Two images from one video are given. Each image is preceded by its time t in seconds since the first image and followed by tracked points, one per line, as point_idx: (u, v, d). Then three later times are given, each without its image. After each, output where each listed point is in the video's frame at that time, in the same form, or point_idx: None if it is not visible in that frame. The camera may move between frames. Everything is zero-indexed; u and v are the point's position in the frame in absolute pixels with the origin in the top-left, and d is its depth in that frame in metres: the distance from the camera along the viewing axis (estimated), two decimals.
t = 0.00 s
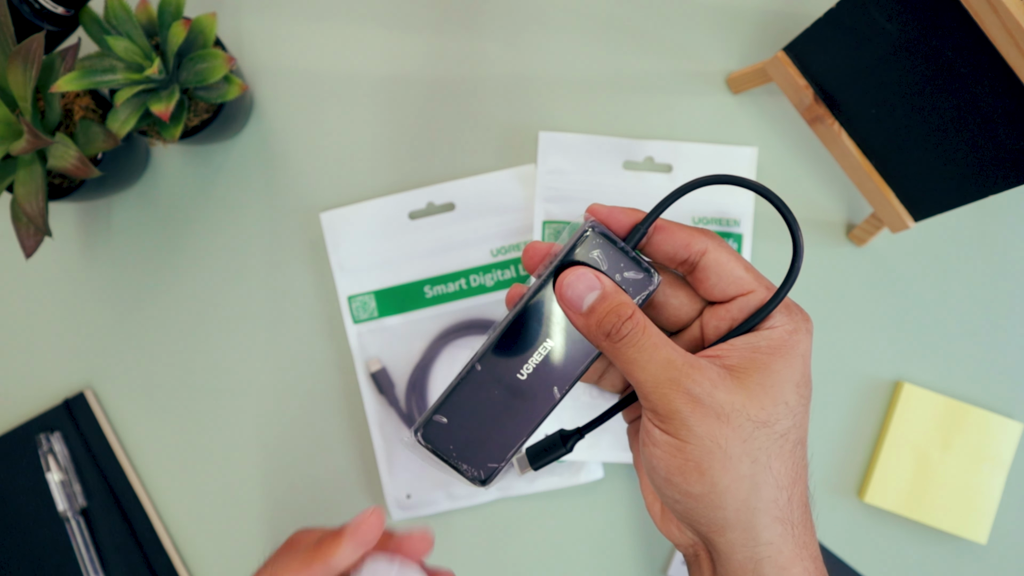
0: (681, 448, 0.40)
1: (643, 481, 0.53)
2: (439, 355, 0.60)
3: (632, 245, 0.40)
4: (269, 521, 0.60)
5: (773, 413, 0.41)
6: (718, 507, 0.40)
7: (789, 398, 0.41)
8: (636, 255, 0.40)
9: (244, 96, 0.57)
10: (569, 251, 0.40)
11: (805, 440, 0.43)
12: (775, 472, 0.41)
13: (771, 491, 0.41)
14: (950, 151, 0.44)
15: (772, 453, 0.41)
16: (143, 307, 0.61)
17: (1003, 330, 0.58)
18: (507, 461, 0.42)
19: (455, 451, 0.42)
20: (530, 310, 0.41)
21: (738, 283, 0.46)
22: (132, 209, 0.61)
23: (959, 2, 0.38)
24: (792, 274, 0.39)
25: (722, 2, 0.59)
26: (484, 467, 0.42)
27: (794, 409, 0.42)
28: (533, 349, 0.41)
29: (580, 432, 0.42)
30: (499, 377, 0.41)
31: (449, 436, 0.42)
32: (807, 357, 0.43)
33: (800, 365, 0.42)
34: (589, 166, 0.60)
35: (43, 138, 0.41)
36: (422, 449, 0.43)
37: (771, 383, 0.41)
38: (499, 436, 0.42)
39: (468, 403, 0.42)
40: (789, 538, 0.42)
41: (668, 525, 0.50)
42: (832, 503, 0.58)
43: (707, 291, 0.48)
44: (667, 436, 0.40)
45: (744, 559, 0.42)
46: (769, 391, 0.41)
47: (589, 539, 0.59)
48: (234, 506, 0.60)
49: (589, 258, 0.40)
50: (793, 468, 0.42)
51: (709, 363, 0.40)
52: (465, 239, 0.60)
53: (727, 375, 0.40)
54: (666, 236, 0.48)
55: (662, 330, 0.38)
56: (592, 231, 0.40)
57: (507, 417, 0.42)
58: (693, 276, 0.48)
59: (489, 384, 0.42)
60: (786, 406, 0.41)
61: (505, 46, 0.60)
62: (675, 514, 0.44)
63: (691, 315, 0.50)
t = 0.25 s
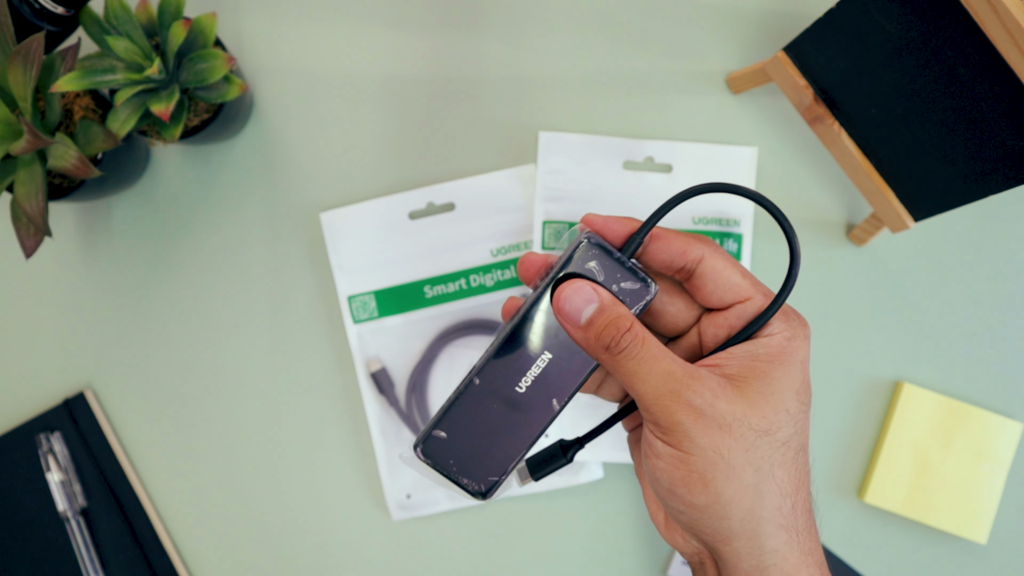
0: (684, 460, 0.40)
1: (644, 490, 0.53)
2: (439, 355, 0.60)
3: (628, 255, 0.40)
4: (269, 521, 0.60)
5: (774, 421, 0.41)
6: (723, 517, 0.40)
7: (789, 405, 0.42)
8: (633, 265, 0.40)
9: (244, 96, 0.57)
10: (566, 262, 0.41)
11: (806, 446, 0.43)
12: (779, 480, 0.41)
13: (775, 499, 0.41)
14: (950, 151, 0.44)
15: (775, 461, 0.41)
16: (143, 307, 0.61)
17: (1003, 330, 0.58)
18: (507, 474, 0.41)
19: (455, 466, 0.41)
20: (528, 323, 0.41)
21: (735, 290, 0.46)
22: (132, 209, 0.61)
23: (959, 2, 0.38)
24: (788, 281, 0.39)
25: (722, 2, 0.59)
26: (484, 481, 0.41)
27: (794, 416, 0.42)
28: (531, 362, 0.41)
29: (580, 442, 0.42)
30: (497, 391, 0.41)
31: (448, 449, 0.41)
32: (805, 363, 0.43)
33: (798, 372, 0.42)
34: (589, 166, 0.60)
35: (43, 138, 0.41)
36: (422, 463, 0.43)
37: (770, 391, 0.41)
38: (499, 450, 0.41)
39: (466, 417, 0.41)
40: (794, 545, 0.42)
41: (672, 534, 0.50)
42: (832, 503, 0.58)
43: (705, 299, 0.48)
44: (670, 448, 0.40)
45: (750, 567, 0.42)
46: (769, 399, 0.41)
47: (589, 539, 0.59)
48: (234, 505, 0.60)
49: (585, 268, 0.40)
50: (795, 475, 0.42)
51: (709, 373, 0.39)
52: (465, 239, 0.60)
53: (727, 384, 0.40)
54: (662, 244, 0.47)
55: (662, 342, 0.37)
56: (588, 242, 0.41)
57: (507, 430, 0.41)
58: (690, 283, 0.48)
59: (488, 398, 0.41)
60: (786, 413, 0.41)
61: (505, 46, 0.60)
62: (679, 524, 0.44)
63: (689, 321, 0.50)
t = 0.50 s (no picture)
0: (672, 480, 0.39)
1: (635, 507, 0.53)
2: (439, 355, 0.60)
3: (612, 276, 0.40)
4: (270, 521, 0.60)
5: (761, 440, 0.41)
6: (712, 537, 0.40)
7: (777, 423, 0.42)
8: (616, 286, 0.40)
9: (244, 96, 0.57)
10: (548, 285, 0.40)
11: (795, 463, 0.43)
12: (767, 498, 0.41)
13: (764, 517, 0.41)
14: (950, 151, 0.44)
15: (763, 479, 0.41)
16: (143, 307, 0.61)
17: (1003, 330, 0.58)
18: (497, 496, 0.41)
19: (444, 489, 0.41)
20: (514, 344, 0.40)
21: (721, 308, 0.47)
22: (132, 209, 0.61)
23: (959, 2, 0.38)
24: (773, 300, 0.39)
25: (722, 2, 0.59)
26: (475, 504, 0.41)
27: (782, 434, 0.42)
28: (518, 383, 0.40)
29: (572, 460, 0.41)
30: (485, 413, 0.41)
31: (437, 473, 0.41)
32: (791, 380, 0.43)
33: (785, 390, 0.42)
34: (589, 166, 0.60)
35: (43, 138, 0.41)
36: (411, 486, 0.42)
37: (758, 409, 0.41)
38: (488, 472, 0.41)
39: (455, 439, 0.41)
40: (786, 563, 0.42)
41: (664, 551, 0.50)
42: (832, 503, 0.58)
43: (691, 316, 0.48)
44: (657, 468, 0.40)
45: None
46: (756, 418, 0.41)
47: (589, 539, 0.59)
48: (234, 505, 0.60)
49: (569, 291, 0.39)
50: (784, 493, 0.42)
51: (696, 393, 0.39)
52: (465, 240, 0.60)
53: (714, 404, 0.40)
54: (647, 263, 0.47)
55: (648, 362, 0.37)
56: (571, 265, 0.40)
57: (496, 452, 0.41)
58: (676, 302, 0.48)
59: (476, 420, 0.41)
60: (774, 431, 0.41)
61: (505, 46, 0.60)
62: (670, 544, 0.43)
63: (676, 339, 0.50)
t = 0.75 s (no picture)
0: (665, 493, 0.40)
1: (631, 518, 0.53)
2: (439, 355, 0.60)
3: (603, 288, 0.39)
4: (270, 520, 0.60)
5: (754, 451, 0.41)
6: (706, 549, 0.40)
7: (770, 434, 0.42)
8: (608, 298, 0.39)
9: (244, 96, 0.57)
10: (540, 299, 0.39)
11: (788, 473, 0.44)
12: (761, 509, 0.41)
13: (758, 529, 0.41)
14: (950, 151, 0.44)
15: (756, 491, 0.41)
16: (143, 307, 0.61)
17: (1003, 330, 0.58)
18: (492, 510, 0.41)
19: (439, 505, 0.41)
20: (506, 358, 0.40)
21: (712, 318, 0.47)
22: (132, 209, 0.61)
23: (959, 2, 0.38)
24: (763, 309, 0.39)
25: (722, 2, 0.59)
26: (470, 519, 0.41)
27: (774, 445, 0.42)
28: (510, 398, 0.40)
29: (566, 471, 0.41)
30: (478, 429, 0.41)
31: (433, 488, 0.41)
32: (783, 391, 0.43)
33: (777, 401, 0.42)
34: (589, 166, 0.60)
35: (43, 138, 0.42)
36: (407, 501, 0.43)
37: (749, 421, 0.41)
38: (482, 487, 0.41)
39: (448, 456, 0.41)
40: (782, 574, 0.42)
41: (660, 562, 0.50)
42: (832, 503, 0.58)
43: (682, 327, 0.48)
44: (650, 481, 0.40)
45: None
46: (748, 429, 0.41)
47: (589, 539, 0.59)
48: (234, 505, 0.60)
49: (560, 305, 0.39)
50: (778, 503, 0.42)
51: (687, 406, 0.40)
52: (465, 240, 0.60)
53: (705, 416, 0.40)
54: (638, 275, 0.47)
55: (639, 376, 0.38)
56: (562, 278, 0.39)
57: (490, 467, 0.41)
58: (667, 313, 0.48)
59: (469, 436, 0.41)
60: (766, 442, 0.41)
61: (505, 46, 0.60)
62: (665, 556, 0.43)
63: (668, 350, 0.50)
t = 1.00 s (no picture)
0: (663, 497, 0.40)
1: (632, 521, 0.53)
2: (439, 355, 0.60)
3: (592, 293, 0.39)
4: (270, 520, 0.60)
5: (750, 450, 0.41)
6: (707, 551, 0.40)
7: (765, 433, 0.42)
8: (597, 303, 0.39)
9: (244, 96, 0.57)
10: (529, 304, 0.40)
11: (786, 471, 0.44)
12: (760, 509, 0.41)
13: (758, 529, 0.41)
14: (950, 151, 0.44)
15: (755, 490, 0.41)
16: (143, 307, 0.61)
17: (1003, 330, 0.58)
18: (490, 519, 0.41)
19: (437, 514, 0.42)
20: (497, 367, 0.40)
21: (702, 318, 0.46)
22: (132, 209, 0.61)
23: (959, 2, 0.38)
24: (754, 308, 0.39)
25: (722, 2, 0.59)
26: (469, 528, 0.42)
27: (770, 443, 0.42)
28: (503, 408, 0.40)
29: (564, 475, 0.42)
30: (472, 439, 0.41)
31: (430, 499, 0.42)
32: (777, 388, 0.43)
33: (771, 398, 0.43)
34: (589, 166, 0.60)
35: (43, 138, 0.41)
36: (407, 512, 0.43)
37: (744, 420, 0.41)
38: (479, 497, 0.41)
39: (444, 466, 0.41)
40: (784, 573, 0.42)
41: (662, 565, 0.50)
42: (832, 503, 0.58)
43: (673, 328, 0.47)
44: (648, 486, 0.40)
45: None
46: (744, 428, 0.41)
47: (589, 539, 0.59)
48: (234, 505, 0.60)
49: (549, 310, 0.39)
50: (777, 501, 0.43)
51: (682, 408, 0.40)
52: (465, 240, 0.60)
53: (700, 417, 0.40)
54: (627, 278, 0.47)
55: (632, 380, 0.38)
56: (550, 284, 0.39)
57: (486, 476, 0.41)
58: (658, 315, 0.48)
59: (463, 446, 0.41)
60: (762, 441, 0.41)
61: (505, 46, 0.60)
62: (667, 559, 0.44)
63: (661, 351, 0.50)
